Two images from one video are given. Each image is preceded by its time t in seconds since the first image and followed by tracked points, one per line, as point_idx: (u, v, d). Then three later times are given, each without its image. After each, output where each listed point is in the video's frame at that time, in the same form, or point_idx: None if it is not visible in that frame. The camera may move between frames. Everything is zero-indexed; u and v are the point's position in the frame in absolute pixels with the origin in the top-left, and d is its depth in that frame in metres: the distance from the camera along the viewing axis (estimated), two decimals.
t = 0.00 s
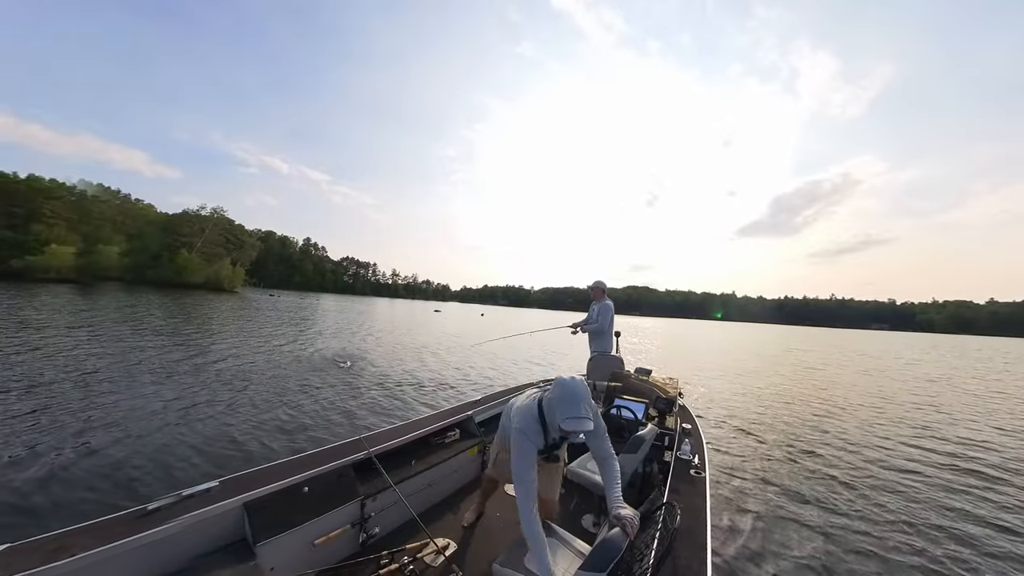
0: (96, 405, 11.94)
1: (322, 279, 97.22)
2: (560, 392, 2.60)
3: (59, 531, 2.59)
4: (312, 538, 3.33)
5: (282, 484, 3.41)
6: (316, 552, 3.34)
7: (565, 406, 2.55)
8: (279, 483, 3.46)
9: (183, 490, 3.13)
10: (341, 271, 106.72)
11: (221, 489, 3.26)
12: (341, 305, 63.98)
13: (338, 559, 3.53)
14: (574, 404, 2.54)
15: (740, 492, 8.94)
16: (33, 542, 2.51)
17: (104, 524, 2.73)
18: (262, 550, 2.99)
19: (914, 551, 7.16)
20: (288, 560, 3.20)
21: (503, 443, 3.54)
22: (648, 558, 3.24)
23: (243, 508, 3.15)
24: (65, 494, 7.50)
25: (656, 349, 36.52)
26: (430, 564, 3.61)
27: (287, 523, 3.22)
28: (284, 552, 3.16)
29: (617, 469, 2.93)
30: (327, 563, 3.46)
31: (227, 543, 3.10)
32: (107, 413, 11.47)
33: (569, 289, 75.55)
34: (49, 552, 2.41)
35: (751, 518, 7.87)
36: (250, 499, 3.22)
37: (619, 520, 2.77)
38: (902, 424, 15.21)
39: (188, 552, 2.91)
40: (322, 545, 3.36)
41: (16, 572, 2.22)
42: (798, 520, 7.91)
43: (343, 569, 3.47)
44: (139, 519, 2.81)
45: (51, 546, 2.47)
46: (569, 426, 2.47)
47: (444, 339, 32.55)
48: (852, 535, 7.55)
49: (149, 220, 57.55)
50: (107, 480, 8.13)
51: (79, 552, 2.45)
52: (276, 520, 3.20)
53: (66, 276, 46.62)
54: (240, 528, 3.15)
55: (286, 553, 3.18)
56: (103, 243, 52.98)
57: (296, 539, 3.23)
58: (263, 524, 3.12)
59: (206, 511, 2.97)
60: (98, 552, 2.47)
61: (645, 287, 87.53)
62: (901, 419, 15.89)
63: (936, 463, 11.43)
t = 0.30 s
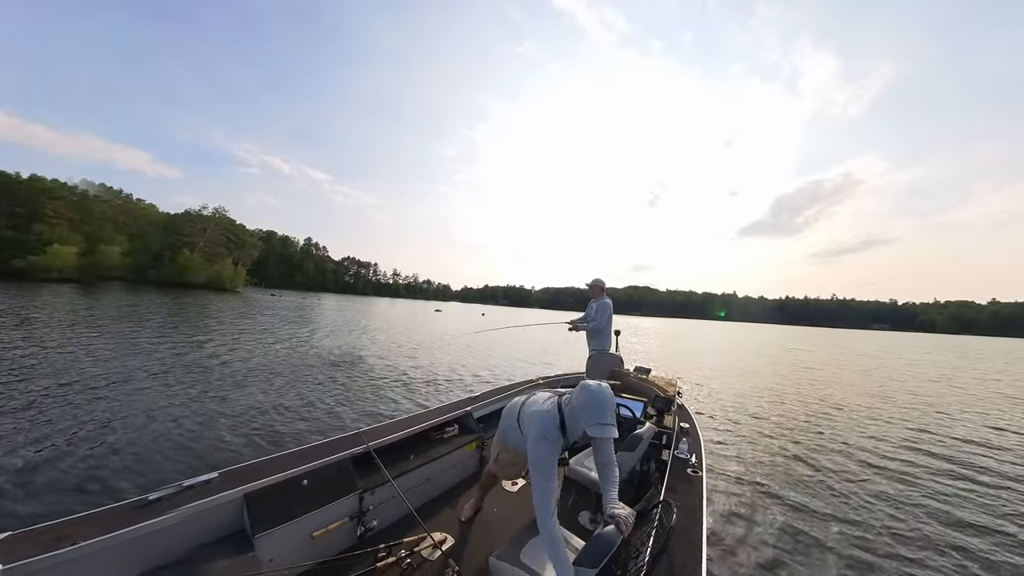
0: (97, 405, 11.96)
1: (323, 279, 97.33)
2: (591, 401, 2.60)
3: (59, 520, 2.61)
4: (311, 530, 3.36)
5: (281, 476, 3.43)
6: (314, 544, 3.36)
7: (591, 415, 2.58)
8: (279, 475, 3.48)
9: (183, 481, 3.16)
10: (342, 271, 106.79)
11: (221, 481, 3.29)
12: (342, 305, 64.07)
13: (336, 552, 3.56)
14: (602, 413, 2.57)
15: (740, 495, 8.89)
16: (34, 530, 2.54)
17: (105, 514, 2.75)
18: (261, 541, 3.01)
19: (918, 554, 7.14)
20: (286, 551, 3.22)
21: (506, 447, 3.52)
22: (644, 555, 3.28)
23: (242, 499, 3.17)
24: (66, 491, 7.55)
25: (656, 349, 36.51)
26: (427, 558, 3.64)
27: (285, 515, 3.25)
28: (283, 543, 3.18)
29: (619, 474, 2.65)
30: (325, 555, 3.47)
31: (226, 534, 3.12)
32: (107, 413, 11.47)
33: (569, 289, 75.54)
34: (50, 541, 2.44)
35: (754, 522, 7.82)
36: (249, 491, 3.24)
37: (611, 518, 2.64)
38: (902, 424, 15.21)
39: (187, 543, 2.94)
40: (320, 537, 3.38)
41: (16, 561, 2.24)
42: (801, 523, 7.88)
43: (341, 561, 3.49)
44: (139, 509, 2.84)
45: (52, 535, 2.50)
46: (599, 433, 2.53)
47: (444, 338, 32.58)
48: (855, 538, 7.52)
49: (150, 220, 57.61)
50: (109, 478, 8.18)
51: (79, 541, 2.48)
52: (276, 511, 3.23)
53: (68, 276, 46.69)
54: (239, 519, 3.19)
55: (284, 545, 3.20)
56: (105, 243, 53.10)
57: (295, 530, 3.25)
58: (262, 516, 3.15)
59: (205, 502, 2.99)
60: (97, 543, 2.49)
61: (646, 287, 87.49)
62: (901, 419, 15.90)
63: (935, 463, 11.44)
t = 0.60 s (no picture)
0: (98, 405, 11.97)
1: (324, 279, 97.42)
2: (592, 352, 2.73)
3: (61, 522, 2.63)
4: (312, 531, 3.38)
5: (282, 477, 3.46)
6: (315, 545, 3.39)
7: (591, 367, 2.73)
8: (280, 476, 3.51)
9: (185, 483, 3.18)
10: (343, 271, 106.89)
11: (222, 482, 3.32)
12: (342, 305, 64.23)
13: (338, 552, 3.59)
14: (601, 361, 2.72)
15: (742, 494, 8.89)
16: (37, 533, 2.56)
17: (107, 515, 2.78)
18: (263, 542, 3.05)
19: (920, 557, 7.13)
20: (288, 552, 3.25)
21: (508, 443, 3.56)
22: (644, 554, 3.31)
23: (244, 500, 3.20)
24: (69, 491, 7.59)
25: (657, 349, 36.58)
26: (429, 558, 3.67)
27: (286, 515, 3.28)
28: (285, 544, 3.21)
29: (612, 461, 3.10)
30: (327, 556, 3.50)
31: (227, 535, 3.15)
32: (110, 413, 11.50)
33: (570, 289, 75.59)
34: (54, 543, 2.47)
35: (755, 521, 7.82)
36: (251, 492, 3.27)
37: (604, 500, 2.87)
38: (902, 425, 15.21)
39: (189, 545, 2.96)
40: (321, 538, 3.41)
41: (18, 563, 2.26)
42: (803, 524, 7.87)
43: (343, 561, 3.52)
44: (142, 511, 2.86)
45: (54, 537, 2.52)
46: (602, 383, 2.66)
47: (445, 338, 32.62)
48: (857, 539, 7.50)
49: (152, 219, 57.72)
50: (111, 478, 8.21)
51: (81, 543, 2.50)
52: (277, 513, 3.26)
53: (70, 276, 46.85)
54: (241, 520, 3.21)
55: (286, 546, 3.23)
56: (107, 243, 53.25)
57: (297, 531, 3.28)
58: (264, 517, 3.18)
59: (206, 504, 3.01)
60: (99, 545, 2.51)
61: (647, 287, 87.51)
62: (901, 420, 15.90)
63: (935, 464, 11.45)
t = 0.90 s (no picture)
0: (101, 405, 11.98)
1: (325, 279, 97.46)
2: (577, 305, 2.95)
3: (60, 531, 2.60)
4: (313, 537, 3.36)
5: (284, 483, 3.43)
6: (318, 551, 3.37)
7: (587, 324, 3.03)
8: (282, 482, 3.48)
9: (185, 490, 3.15)
10: (345, 270, 106.95)
11: (223, 489, 3.29)
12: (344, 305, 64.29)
13: (339, 558, 3.56)
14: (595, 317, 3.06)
15: (743, 496, 8.88)
16: (35, 542, 2.53)
17: (107, 524, 2.75)
18: (264, 549, 3.03)
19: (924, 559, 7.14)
20: (290, 559, 3.22)
21: (513, 441, 3.47)
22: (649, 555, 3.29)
23: (245, 507, 3.17)
24: (70, 493, 7.57)
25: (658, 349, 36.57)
26: (432, 563, 3.65)
27: (287, 522, 3.25)
28: (287, 550, 3.20)
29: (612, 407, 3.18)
30: (329, 562, 3.48)
31: (228, 543, 3.11)
32: (111, 412, 11.53)
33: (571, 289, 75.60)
34: (53, 553, 2.44)
35: (759, 523, 7.79)
36: (252, 498, 3.24)
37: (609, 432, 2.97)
38: (904, 426, 15.18)
39: (189, 552, 2.93)
40: (323, 544, 3.39)
41: (16, 572, 2.23)
42: (807, 526, 7.85)
43: (345, 567, 3.51)
44: (142, 520, 2.83)
45: (55, 546, 2.49)
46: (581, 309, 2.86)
47: (446, 339, 32.61)
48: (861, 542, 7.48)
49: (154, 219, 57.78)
50: (112, 478, 8.20)
51: (81, 553, 2.46)
52: (278, 520, 3.24)
53: (73, 276, 46.93)
54: (242, 527, 3.18)
55: (288, 552, 3.21)
56: (109, 243, 53.31)
57: (298, 538, 3.26)
58: (265, 524, 3.16)
59: (208, 510, 2.99)
60: (97, 553, 2.48)
61: (648, 287, 87.53)
62: (903, 421, 15.88)
63: (938, 466, 11.43)
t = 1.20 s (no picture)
0: (101, 405, 12.01)
1: (326, 279, 97.55)
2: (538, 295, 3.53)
3: (61, 533, 2.61)
4: (315, 539, 3.37)
5: (285, 485, 3.44)
6: (319, 552, 3.38)
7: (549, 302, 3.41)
8: (282, 483, 3.49)
9: (186, 492, 3.17)
10: (346, 270, 107.05)
11: (224, 490, 3.30)
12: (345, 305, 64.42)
13: (341, 559, 3.57)
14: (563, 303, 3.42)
15: (743, 497, 8.89)
16: (36, 544, 2.54)
17: (108, 526, 2.76)
18: (265, 551, 3.04)
19: (923, 557, 7.18)
20: (290, 560, 3.24)
21: (511, 438, 3.60)
22: (650, 557, 3.31)
23: (246, 508, 3.18)
24: (71, 493, 7.61)
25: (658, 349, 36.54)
26: (433, 564, 3.65)
27: (287, 524, 3.26)
28: (288, 552, 3.21)
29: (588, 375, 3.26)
30: (329, 564, 3.49)
31: (230, 544, 3.12)
32: (111, 413, 11.55)
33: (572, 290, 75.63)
34: (53, 555, 2.44)
35: (757, 524, 7.81)
36: (253, 500, 3.25)
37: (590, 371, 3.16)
38: (904, 427, 15.17)
39: (191, 554, 2.94)
40: (323, 546, 3.40)
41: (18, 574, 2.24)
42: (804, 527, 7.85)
43: (346, 568, 3.52)
44: (143, 521, 2.84)
45: (55, 549, 2.50)
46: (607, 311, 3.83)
47: (447, 338, 32.64)
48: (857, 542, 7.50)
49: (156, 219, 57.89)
50: (114, 479, 8.24)
51: (81, 555, 2.48)
52: (279, 522, 3.25)
53: (75, 276, 47.09)
54: (243, 530, 3.19)
55: (289, 554, 3.22)
56: (111, 243, 53.46)
57: (298, 540, 3.26)
58: (267, 526, 3.17)
59: (208, 512, 3.00)
60: (99, 555, 2.50)
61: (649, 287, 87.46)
62: (903, 422, 15.88)
63: (939, 467, 11.40)
